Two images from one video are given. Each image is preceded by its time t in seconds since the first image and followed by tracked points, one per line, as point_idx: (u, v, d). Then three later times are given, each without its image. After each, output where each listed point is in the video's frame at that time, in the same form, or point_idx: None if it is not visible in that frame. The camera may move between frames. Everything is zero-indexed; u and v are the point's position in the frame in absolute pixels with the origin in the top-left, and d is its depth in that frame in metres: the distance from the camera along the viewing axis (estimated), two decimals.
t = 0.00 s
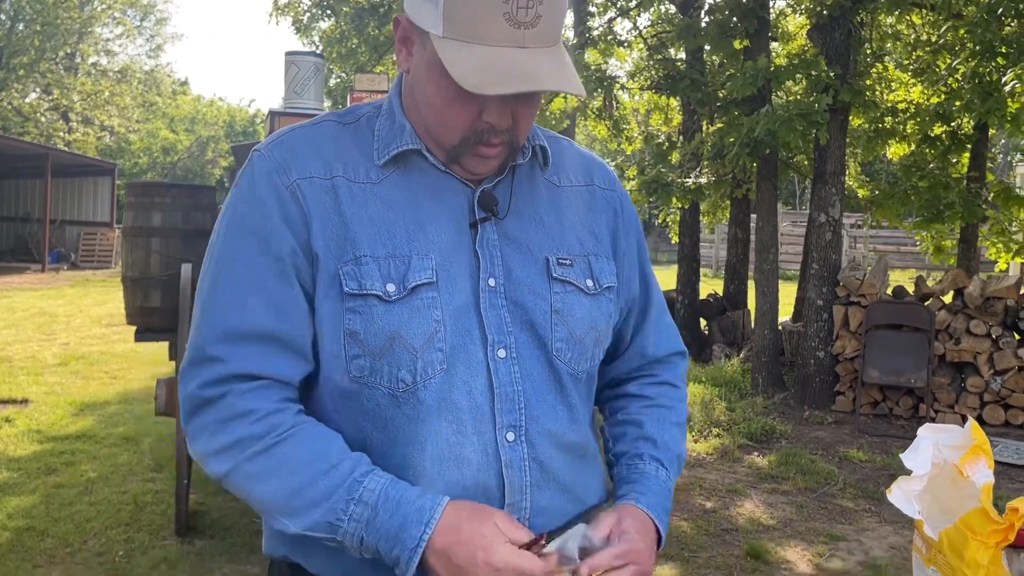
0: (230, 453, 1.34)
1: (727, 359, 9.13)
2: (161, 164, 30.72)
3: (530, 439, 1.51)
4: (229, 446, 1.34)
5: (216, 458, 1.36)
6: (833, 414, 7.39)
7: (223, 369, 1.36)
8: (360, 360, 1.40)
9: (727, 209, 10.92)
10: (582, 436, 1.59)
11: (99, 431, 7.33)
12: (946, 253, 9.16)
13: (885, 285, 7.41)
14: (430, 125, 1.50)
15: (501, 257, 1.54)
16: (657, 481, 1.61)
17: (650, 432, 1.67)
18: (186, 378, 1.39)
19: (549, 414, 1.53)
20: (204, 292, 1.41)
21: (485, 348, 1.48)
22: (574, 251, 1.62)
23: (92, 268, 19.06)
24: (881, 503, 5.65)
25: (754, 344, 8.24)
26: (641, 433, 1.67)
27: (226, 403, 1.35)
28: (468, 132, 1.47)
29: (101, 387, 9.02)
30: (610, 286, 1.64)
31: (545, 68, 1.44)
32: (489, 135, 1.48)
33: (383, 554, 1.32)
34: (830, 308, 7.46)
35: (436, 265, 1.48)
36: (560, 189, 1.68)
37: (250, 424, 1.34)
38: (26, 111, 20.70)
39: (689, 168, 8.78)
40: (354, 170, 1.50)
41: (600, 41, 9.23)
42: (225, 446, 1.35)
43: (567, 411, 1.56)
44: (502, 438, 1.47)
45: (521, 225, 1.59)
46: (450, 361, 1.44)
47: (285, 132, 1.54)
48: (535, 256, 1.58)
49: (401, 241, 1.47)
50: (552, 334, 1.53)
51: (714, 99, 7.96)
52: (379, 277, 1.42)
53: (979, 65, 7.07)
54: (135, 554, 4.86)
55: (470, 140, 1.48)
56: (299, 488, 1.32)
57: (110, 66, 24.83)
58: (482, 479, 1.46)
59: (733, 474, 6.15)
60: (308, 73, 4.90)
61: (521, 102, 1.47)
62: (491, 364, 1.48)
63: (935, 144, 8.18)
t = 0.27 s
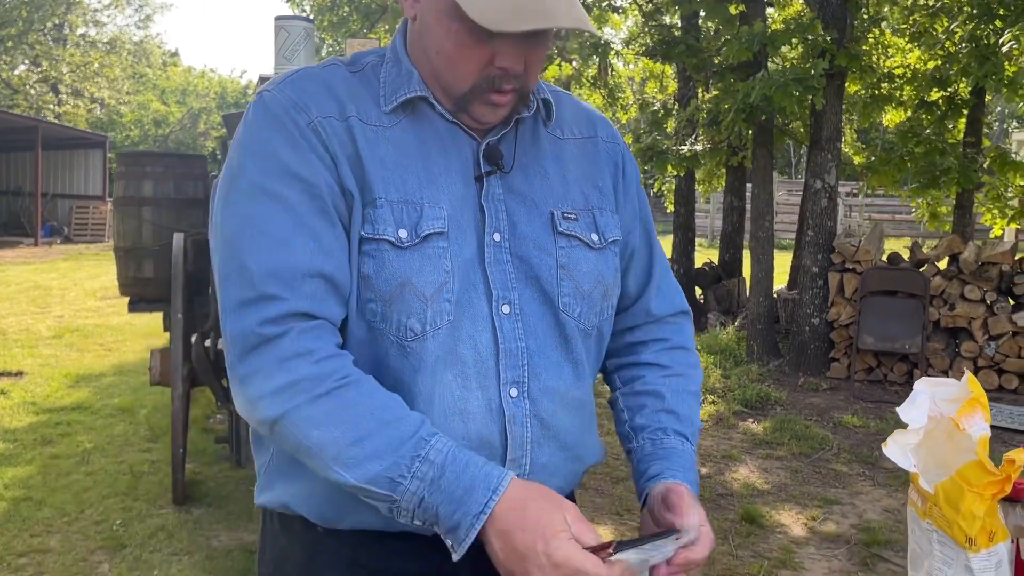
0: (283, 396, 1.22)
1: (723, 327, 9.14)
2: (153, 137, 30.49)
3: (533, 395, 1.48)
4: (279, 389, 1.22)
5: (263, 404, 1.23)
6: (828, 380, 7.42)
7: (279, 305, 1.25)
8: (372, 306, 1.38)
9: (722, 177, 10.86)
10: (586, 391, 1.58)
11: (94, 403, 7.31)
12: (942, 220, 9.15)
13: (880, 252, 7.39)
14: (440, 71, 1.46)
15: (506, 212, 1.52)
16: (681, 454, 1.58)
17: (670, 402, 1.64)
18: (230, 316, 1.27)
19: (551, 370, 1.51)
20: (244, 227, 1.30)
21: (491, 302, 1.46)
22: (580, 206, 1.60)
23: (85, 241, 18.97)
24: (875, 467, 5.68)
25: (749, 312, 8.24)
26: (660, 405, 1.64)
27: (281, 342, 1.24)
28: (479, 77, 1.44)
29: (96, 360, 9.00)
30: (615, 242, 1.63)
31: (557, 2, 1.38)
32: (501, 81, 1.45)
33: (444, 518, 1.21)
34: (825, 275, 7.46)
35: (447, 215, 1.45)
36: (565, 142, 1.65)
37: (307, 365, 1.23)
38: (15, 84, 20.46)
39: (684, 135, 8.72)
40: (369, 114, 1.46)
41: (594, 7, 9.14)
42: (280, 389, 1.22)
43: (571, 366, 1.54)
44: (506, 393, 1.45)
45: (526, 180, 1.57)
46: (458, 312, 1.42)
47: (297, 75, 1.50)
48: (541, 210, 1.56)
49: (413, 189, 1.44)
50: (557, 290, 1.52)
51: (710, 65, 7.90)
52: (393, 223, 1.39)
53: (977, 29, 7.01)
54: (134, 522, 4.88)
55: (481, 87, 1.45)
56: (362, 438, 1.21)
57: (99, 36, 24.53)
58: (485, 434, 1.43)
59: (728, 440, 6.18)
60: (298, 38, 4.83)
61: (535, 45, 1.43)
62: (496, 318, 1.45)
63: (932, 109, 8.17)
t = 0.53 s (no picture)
0: (275, 345, 1.13)
1: (717, 290, 9.13)
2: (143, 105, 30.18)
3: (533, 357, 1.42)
4: (269, 337, 1.13)
5: (255, 354, 1.14)
6: (822, 342, 7.42)
7: (275, 252, 1.16)
8: (369, 262, 1.30)
9: (717, 140, 10.79)
10: (587, 355, 1.52)
11: (88, 371, 7.30)
12: (936, 181, 9.12)
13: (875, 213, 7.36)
14: (450, 15, 1.39)
15: (509, 169, 1.44)
16: (678, 425, 1.48)
17: (664, 371, 1.53)
18: (221, 265, 1.18)
19: (553, 333, 1.44)
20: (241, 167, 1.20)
21: (493, 263, 1.39)
22: (585, 164, 1.52)
23: (77, 211, 18.85)
24: (868, 427, 5.71)
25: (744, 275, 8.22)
26: (654, 375, 1.53)
27: (274, 289, 1.15)
28: (491, 25, 1.38)
29: (89, 328, 8.97)
30: (619, 203, 1.56)
31: None
32: (514, 27, 1.38)
33: (436, 472, 1.12)
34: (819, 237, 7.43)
35: (450, 170, 1.37)
36: (568, 98, 1.57)
37: (301, 312, 1.14)
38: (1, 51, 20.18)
39: (678, 97, 8.64)
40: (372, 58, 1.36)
41: None
42: (271, 337, 1.13)
43: (573, 327, 1.48)
44: (506, 355, 1.38)
45: (531, 136, 1.49)
46: (459, 272, 1.34)
47: (295, 14, 1.40)
48: (545, 168, 1.48)
49: (417, 140, 1.35)
50: (561, 252, 1.44)
51: (704, 25, 7.80)
52: (395, 175, 1.31)
53: None
54: (129, 488, 4.88)
55: (492, 33, 1.38)
56: (355, 387, 1.12)
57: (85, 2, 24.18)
58: (484, 396, 1.37)
59: (723, 402, 6.19)
60: None
61: None
62: (498, 279, 1.38)
63: (927, 69, 8.12)
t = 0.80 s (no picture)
0: (235, 299, 1.11)
1: (711, 251, 9.10)
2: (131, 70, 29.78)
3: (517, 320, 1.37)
4: (228, 291, 1.11)
5: (213, 306, 1.12)
6: (815, 302, 7.41)
7: (239, 204, 1.13)
8: (342, 219, 1.27)
9: (711, 99, 10.68)
10: (574, 319, 1.47)
11: (80, 338, 7.26)
12: (931, 138, 9.05)
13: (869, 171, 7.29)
14: None
15: (494, 125, 1.37)
16: (693, 415, 1.43)
17: (670, 352, 1.49)
18: (183, 211, 1.15)
19: (538, 295, 1.40)
20: (207, 114, 1.16)
21: (475, 224, 1.33)
22: (574, 121, 1.46)
23: (66, 178, 18.66)
24: (861, 385, 5.71)
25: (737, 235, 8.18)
26: (659, 358, 1.49)
27: (238, 241, 1.12)
28: None
29: (80, 296, 8.91)
30: (608, 163, 1.50)
31: None
32: None
33: (395, 439, 1.11)
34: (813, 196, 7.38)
35: (429, 125, 1.32)
36: (560, 53, 1.49)
37: (263, 268, 1.11)
38: None
39: (671, 56, 8.53)
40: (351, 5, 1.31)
41: None
42: (232, 290, 1.11)
43: (557, 291, 1.43)
44: (489, 319, 1.33)
45: (517, 90, 1.41)
46: (438, 232, 1.29)
47: None
48: (531, 125, 1.41)
49: (393, 95, 1.30)
50: (544, 213, 1.39)
51: None
52: (368, 129, 1.26)
53: None
54: (121, 454, 4.87)
55: None
56: (313, 347, 1.10)
57: None
58: (465, 361, 1.33)
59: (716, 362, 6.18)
60: None
61: None
62: (480, 240, 1.33)
63: (923, 24, 8.01)
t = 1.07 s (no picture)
0: (270, 236, 0.98)
1: (704, 208, 9.04)
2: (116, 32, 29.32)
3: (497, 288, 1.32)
4: (262, 228, 0.98)
5: (239, 244, 0.98)
6: (809, 258, 7.37)
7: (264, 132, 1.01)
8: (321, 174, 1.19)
9: (704, 55, 10.54)
10: (558, 288, 1.41)
11: (69, 303, 7.21)
12: (926, 92, 8.96)
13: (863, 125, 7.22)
14: None
15: (483, 80, 1.28)
16: (703, 368, 1.35)
17: (674, 307, 1.41)
18: (192, 140, 1.00)
19: (521, 263, 1.33)
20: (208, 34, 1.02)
21: (457, 187, 1.26)
22: (567, 78, 1.37)
23: (54, 143, 18.45)
24: (853, 341, 5.70)
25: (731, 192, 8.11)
26: (663, 313, 1.41)
27: (272, 173, 1.00)
28: None
29: (69, 261, 8.83)
30: (602, 124, 1.41)
31: None
32: None
33: (447, 395, 1.00)
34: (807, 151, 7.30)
35: (420, 78, 1.22)
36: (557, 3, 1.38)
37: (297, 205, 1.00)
38: None
39: (663, 9, 8.39)
40: None
41: None
42: (265, 225, 0.98)
43: (543, 258, 1.36)
44: (466, 287, 1.27)
45: (509, 44, 1.31)
46: (420, 196, 1.22)
47: None
48: (522, 82, 1.32)
49: (384, 42, 1.20)
50: (532, 177, 1.31)
51: None
52: (355, 80, 1.16)
53: None
54: (112, 418, 4.85)
55: None
56: (357, 292, 0.99)
57: None
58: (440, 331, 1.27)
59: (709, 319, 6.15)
60: None
61: None
62: (460, 205, 1.25)
63: None
